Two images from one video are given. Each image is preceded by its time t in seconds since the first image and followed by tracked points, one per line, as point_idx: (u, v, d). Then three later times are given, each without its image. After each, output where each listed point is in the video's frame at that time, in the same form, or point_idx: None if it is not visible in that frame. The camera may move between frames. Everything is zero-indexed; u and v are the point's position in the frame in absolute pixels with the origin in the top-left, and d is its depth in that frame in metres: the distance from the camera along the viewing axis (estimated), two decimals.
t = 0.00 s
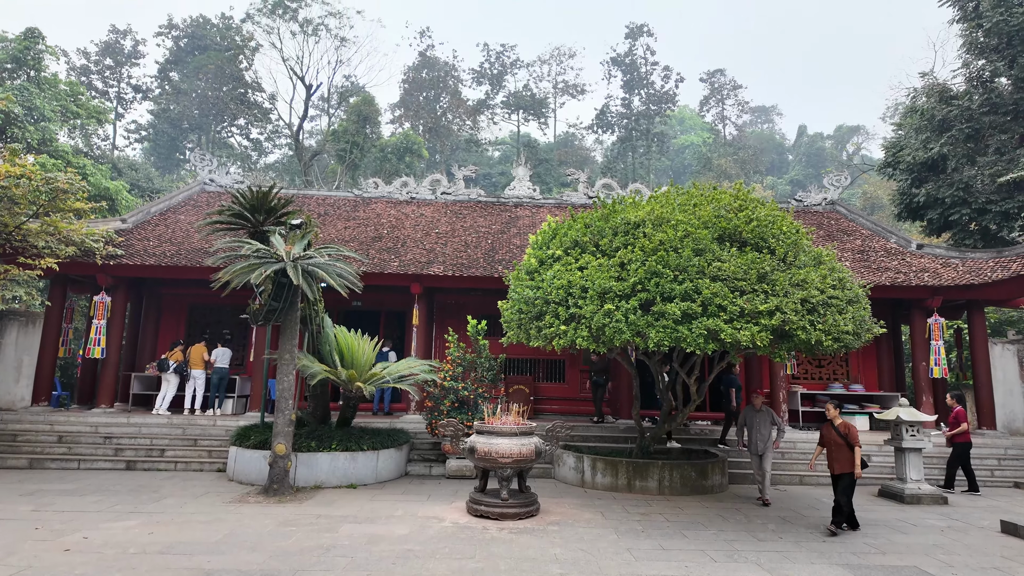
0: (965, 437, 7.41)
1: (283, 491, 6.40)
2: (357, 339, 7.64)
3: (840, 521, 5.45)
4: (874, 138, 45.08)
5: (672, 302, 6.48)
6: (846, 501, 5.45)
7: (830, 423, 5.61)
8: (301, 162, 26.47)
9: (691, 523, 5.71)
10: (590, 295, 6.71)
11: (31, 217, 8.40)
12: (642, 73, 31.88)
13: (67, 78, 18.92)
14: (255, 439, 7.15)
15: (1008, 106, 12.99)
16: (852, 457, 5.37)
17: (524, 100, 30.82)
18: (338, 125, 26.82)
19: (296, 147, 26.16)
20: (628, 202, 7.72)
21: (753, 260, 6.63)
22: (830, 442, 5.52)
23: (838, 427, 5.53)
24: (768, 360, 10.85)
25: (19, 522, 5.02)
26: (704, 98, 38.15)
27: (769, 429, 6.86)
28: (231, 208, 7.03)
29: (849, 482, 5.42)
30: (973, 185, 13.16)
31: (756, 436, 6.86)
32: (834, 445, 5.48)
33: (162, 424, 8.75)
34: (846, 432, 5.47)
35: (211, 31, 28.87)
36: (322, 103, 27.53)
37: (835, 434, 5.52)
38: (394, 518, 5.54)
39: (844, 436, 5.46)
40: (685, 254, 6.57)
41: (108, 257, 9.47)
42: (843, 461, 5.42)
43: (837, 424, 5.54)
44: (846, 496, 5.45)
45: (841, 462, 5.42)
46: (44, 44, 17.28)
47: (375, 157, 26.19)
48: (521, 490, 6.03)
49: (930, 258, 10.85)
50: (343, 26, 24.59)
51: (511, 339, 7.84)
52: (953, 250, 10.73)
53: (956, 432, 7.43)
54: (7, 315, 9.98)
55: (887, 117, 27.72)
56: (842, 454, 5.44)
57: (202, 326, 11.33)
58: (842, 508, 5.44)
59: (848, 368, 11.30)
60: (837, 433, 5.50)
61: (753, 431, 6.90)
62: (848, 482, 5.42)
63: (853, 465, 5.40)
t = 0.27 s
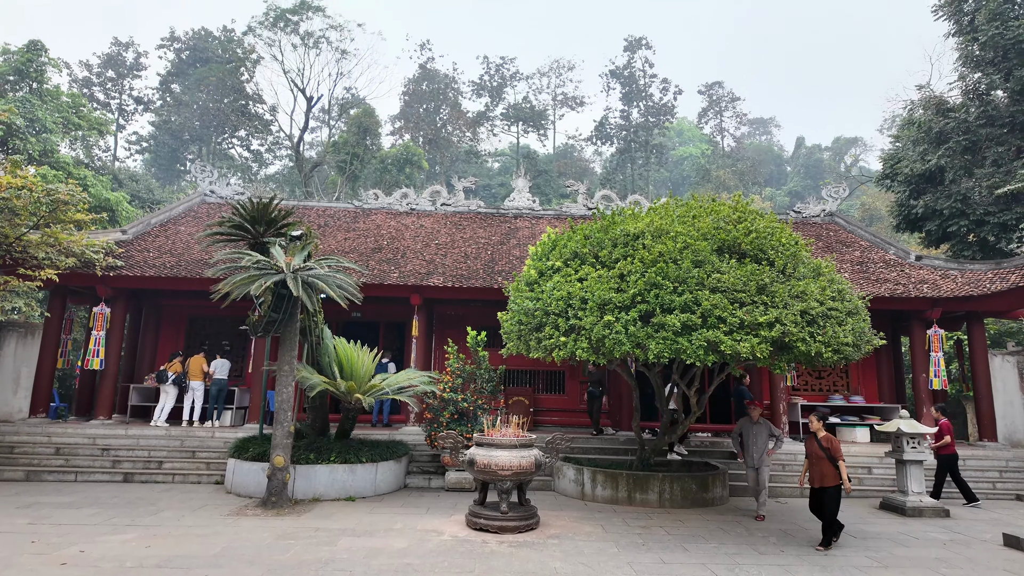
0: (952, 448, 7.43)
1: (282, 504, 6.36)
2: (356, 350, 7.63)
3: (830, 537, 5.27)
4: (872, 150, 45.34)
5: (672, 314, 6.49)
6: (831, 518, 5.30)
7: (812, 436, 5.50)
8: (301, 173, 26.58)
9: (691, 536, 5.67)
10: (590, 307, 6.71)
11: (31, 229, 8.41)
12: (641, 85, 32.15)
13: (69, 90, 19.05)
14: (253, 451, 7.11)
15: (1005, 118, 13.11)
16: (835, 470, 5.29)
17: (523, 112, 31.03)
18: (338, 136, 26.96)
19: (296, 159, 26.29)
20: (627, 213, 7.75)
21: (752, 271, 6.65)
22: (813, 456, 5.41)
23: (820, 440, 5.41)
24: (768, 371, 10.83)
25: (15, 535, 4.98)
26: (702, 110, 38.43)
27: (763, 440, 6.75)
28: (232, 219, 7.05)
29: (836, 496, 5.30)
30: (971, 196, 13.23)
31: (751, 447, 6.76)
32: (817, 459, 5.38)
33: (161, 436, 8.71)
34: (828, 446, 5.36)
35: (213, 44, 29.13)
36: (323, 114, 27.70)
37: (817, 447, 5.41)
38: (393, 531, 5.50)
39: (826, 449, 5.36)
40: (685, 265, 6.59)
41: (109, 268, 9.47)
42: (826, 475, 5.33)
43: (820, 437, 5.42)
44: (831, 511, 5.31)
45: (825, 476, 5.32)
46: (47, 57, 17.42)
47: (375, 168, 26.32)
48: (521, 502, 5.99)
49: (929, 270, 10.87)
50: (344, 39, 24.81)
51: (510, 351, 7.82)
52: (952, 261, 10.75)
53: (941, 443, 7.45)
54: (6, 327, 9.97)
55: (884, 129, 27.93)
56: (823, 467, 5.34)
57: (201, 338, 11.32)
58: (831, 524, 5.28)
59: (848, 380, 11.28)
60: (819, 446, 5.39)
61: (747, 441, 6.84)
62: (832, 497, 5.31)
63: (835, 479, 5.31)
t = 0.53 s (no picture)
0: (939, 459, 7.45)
1: (280, 517, 6.32)
2: (356, 362, 7.62)
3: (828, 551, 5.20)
4: (870, 162, 45.59)
5: (671, 326, 6.49)
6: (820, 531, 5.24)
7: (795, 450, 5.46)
8: (301, 185, 26.68)
9: (693, 550, 5.62)
10: (590, 319, 6.72)
11: (32, 240, 8.43)
12: (639, 98, 32.41)
13: (71, 103, 19.19)
14: (251, 464, 7.07)
15: (1001, 131, 13.22)
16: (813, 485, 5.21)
17: (523, 124, 31.24)
18: (339, 148, 27.09)
19: (296, 170, 26.40)
20: (626, 225, 7.77)
21: (752, 283, 6.66)
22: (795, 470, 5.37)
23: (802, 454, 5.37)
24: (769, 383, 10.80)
25: (11, 549, 4.94)
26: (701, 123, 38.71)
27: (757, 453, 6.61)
28: (232, 231, 7.07)
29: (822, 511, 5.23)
30: (969, 209, 13.29)
31: (744, 459, 6.60)
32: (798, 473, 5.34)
33: (158, 448, 8.66)
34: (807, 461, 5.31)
35: (215, 57, 29.36)
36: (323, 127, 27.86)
37: (798, 461, 5.37)
38: (391, 545, 5.46)
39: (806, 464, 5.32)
40: (684, 277, 6.61)
41: (108, 279, 9.48)
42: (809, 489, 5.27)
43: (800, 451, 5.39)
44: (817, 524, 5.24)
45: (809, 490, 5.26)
46: (49, 70, 17.56)
47: (376, 180, 26.44)
48: (521, 516, 5.95)
49: (928, 281, 10.89)
50: (344, 52, 25.04)
51: (510, 362, 7.80)
52: (951, 273, 10.77)
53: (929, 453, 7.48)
54: (6, 338, 9.96)
55: (882, 141, 28.11)
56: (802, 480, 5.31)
57: (200, 349, 11.30)
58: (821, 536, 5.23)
59: (848, 392, 11.26)
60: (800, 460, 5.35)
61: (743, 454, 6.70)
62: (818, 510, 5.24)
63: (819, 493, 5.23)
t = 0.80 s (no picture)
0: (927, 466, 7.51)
1: (277, 530, 6.27)
2: (355, 374, 7.60)
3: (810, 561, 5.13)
4: (868, 173, 45.83)
5: (671, 337, 6.49)
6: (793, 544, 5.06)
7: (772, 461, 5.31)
8: (302, 195, 26.78)
9: (693, 563, 5.58)
10: (590, 329, 6.72)
11: (32, 251, 8.44)
12: (638, 110, 32.64)
13: (73, 114, 19.32)
14: (249, 475, 7.02)
15: (998, 143, 13.33)
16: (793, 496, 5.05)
17: (522, 136, 31.43)
18: (339, 159, 27.21)
19: (296, 182, 26.51)
20: (626, 236, 7.80)
21: (751, 294, 6.68)
22: (772, 481, 5.20)
23: (780, 464, 5.21)
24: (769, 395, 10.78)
25: (6, 563, 4.89)
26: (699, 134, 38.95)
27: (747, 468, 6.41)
28: (232, 242, 7.09)
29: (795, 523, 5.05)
30: (967, 220, 13.34)
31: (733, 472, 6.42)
32: (777, 484, 5.16)
33: (156, 460, 8.61)
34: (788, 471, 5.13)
35: (216, 69, 29.58)
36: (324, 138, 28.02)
37: (777, 471, 5.20)
38: (390, 558, 5.42)
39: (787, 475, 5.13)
40: (683, 288, 6.63)
41: (108, 290, 9.47)
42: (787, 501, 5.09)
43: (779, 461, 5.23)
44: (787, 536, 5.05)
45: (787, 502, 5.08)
46: (52, 82, 17.69)
47: (376, 191, 26.57)
48: (521, 528, 5.91)
49: (927, 293, 10.90)
50: (345, 64, 25.25)
51: (510, 373, 7.78)
52: (950, 284, 10.78)
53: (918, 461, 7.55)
54: (4, 349, 9.94)
55: (879, 153, 28.28)
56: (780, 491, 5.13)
57: (199, 360, 11.28)
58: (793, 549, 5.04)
59: (849, 404, 11.23)
60: (778, 470, 5.20)
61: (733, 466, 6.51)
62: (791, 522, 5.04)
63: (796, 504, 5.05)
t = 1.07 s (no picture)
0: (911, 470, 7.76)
1: (275, 542, 6.23)
2: (354, 384, 7.58)
3: None
4: (866, 184, 46.01)
5: (671, 347, 6.49)
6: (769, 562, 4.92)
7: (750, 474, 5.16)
8: (302, 206, 26.85)
9: None
10: (590, 340, 6.71)
11: (32, 261, 8.45)
12: (637, 121, 32.84)
13: (75, 125, 19.43)
14: (248, 487, 6.99)
15: (995, 154, 13.41)
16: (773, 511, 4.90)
17: (522, 147, 31.59)
18: (339, 170, 27.32)
19: (297, 192, 26.60)
20: (625, 247, 7.82)
21: (751, 305, 6.69)
22: (750, 495, 5.05)
23: (758, 478, 5.06)
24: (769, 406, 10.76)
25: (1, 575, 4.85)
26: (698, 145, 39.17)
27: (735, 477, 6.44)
28: (232, 252, 7.11)
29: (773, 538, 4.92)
30: (965, 231, 13.38)
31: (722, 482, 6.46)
32: (755, 499, 5.01)
33: (154, 471, 8.57)
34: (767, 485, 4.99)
35: (218, 80, 29.78)
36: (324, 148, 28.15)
37: (755, 485, 5.06)
38: (388, 571, 5.37)
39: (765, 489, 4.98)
40: (683, 299, 6.64)
41: (107, 300, 9.47)
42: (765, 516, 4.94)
43: (758, 475, 5.08)
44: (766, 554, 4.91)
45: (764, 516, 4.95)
46: (54, 93, 17.80)
47: (376, 201, 26.66)
48: (520, 541, 5.87)
49: (926, 303, 10.91)
50: (346, 76, 25.44)
51: (509, 384, 7.76)
52: (949, 295, 10.79)
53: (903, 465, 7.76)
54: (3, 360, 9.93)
55: (877, 164, 28.44)
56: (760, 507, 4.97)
57: (198, 371, 11.26)
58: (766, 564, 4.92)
59: (849, 415, 11.20)
60: (756, 484, 5.05)
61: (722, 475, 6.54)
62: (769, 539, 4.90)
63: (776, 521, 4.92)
